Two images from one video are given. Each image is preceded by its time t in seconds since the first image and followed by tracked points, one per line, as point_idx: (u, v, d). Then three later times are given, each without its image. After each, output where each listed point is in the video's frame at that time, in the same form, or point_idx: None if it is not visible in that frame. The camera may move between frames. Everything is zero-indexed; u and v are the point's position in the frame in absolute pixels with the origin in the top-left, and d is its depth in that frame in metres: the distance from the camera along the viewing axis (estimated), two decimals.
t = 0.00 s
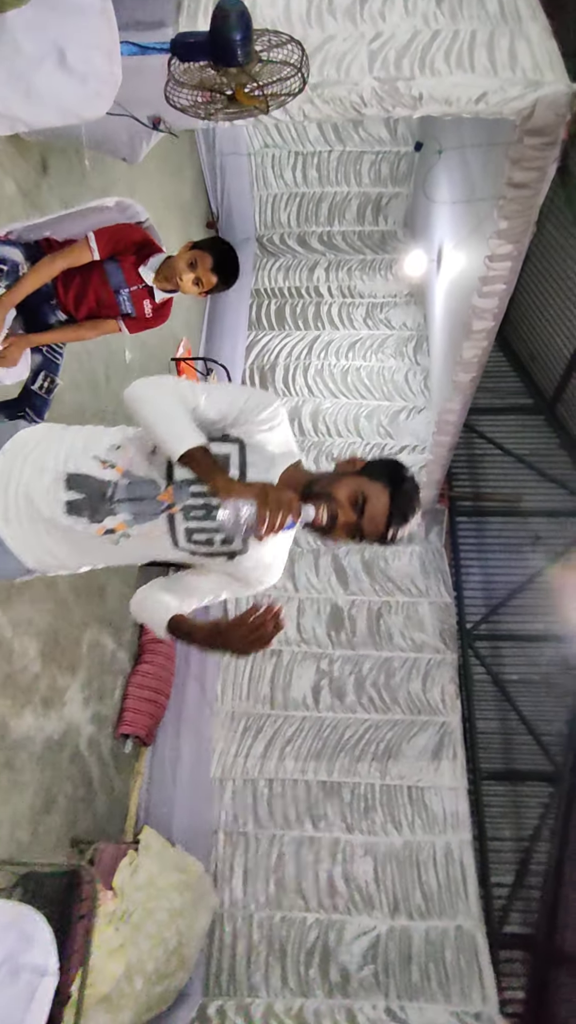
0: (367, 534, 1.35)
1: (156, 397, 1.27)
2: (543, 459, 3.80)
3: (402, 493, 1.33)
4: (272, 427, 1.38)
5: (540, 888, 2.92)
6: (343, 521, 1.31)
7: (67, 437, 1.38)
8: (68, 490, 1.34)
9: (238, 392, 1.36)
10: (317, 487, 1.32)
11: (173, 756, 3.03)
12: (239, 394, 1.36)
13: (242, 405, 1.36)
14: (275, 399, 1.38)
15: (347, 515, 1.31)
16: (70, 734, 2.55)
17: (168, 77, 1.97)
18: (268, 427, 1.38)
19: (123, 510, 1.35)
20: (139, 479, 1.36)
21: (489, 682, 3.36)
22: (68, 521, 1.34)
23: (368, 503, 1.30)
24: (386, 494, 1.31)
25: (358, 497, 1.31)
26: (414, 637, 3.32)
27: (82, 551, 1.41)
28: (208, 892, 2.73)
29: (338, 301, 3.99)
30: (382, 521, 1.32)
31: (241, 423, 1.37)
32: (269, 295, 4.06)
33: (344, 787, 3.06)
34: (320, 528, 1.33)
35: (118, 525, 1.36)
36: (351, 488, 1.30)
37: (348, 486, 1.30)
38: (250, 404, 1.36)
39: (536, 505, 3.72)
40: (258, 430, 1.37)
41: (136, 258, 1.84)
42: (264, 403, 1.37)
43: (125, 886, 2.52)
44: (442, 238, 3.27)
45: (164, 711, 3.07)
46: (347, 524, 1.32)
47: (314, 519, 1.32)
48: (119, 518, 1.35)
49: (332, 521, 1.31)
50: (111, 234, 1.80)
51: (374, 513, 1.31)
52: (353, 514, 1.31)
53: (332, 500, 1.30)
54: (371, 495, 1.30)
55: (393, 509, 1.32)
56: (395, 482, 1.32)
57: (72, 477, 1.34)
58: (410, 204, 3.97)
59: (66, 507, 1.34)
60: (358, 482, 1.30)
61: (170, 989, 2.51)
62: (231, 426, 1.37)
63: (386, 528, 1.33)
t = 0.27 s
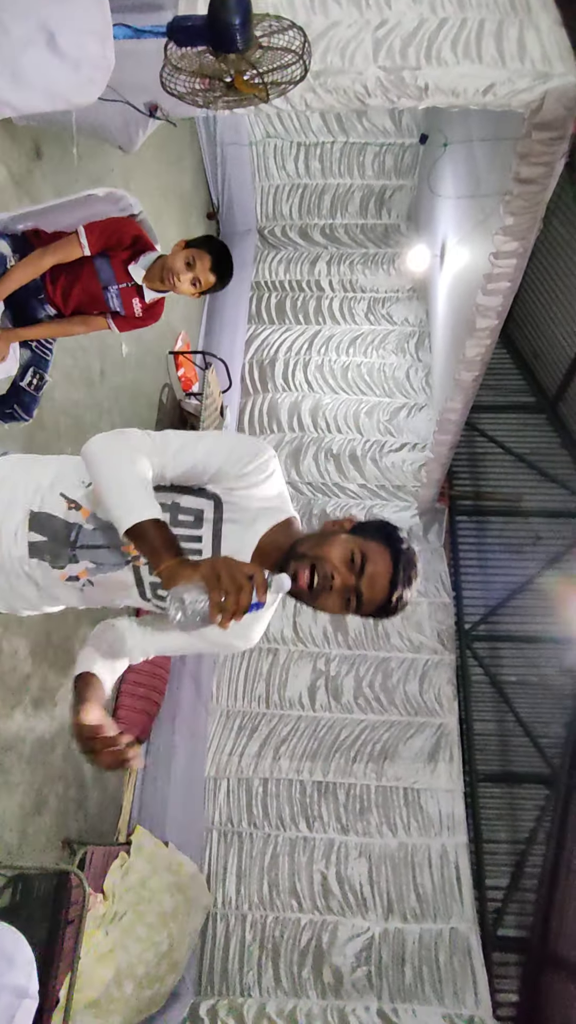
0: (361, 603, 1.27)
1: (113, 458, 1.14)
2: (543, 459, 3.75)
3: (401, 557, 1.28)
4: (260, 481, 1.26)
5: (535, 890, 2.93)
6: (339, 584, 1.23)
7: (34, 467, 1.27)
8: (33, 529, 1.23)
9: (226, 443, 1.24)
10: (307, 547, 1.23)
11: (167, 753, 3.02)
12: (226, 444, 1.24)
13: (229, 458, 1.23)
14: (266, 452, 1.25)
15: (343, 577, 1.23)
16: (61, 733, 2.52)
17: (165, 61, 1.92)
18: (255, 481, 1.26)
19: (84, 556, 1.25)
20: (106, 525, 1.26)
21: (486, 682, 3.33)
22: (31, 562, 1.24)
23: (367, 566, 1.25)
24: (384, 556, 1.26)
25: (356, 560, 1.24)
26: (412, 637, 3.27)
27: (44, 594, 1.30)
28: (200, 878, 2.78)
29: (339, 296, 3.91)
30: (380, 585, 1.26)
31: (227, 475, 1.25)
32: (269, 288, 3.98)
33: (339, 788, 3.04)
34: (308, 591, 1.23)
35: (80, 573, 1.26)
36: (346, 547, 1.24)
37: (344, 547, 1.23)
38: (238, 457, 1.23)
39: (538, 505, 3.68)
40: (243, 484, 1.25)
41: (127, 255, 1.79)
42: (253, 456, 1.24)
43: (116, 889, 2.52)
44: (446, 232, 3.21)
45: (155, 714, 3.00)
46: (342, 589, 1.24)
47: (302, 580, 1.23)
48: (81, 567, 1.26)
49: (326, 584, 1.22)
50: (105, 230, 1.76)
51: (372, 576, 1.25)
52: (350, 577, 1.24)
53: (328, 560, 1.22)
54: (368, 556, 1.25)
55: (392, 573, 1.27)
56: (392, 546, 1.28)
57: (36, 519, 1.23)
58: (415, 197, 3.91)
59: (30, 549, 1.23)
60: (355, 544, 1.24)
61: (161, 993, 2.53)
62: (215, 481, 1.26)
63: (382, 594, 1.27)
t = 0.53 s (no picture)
0: (360, 647, 1.19)
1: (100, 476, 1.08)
2: (547, 466, 3.73)
3: (401, 596, 1.23)
4: (259, 516, 1.23)
5: (543, 910, 2.85)
6: (335, 621, 1.15)
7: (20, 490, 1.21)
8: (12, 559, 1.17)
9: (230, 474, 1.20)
10: (302, 582, 1.17)
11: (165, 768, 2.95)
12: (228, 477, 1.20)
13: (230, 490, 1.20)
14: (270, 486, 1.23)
15: (339, 614, 1.15)
16: (57, 747, 2.47)
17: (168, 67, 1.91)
18: (256, 515, 1.23)
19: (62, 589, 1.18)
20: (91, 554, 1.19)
21: (491, 695, 3.27)
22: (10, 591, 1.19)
23: (365, 603, 1.19)
24: (383, 595, 1.21)
25: (353, 596, 1.18)
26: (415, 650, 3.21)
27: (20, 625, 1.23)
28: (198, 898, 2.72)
29: (342, 304, 3.91)
30: (380, 626, 1.19)
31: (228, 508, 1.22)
32: (272, 297, 3.98)
33: (341, 804, 2.97)
34: (300, 632, 1.14)
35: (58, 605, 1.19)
36: (342, 582, 1.18)
37: (340, 582, 1.17)
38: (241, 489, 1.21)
39: (545, 514, 3.64)
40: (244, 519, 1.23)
41: (123, 264, 1.79)
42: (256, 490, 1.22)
43: (109, 912, 2.41)
44: (449, 243, 3.21)
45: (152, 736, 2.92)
46: (338, 626, 1.15)
47: (295, 619, 1.14)
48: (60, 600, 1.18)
49: (318, 621, 1.14)
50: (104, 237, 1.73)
51: (371, 614, 1.19)
52: (346, 615, 1.16)
53: (324, 595, 1.15)
54: (368, 595, 1.20)
55: (392, 612, 1.21)
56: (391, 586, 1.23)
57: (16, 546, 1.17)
58: (417, 206, 3.93)
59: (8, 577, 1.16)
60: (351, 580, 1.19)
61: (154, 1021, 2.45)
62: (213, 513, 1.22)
63: (383, 634, 1.20)
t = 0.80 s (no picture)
0: (345, 618, 1.01)
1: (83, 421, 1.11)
2: (550, 483, 3.68)
3: (395, 564, 1.05)
4: (243, 483, 1.24)
5: (552, 937, 2.74)
6: (313, 590, 0.98)
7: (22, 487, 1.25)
8: None
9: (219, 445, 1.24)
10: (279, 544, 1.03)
11: (163, 790, 2.87)
12: (215, 445, 1.24)
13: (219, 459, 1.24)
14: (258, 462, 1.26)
15: (322, 575, 0.99)
16: (52, 764, 2.40)
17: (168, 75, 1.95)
18: (245, 490, 1.25)
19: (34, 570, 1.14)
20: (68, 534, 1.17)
21: (495, 713, 3.22)
22: None
23: (350, 565, 1.01)
24: (372, 557, 1.03)
25: (338, 557, 1.01)
26: (417, 667, 3.17)
27: None
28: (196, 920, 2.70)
29: (341, 324, 3.93)
30: (370, 593, 1.01)
31: (215, 480, 1.23)
32: (271, 316, 4.00)
33: (342, 826, 2.90)
34: (275, 599, 0.99)
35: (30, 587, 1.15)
36: (328, 543, 1.02)
37: (321, 541, 1.02)
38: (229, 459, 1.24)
39: (549, 531, 3.60)
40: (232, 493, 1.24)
41: (121, 267, 1.77)
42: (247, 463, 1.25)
43: (105, 934, 2.32)
44: (447, 259, 3.23)
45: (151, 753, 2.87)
46: (320, 595, 0.99)
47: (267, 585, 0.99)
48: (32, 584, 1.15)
49: (295, 594, 0.98)
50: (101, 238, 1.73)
51: (358, 579, 1.01)
52: (329, 580, 1.00)
53: (304, 557, 0.99)
54: (360, 559, 1.02)
55: (383, 577, 1.03)
56: (383, 549, 1.05)
57: None
58: (415, 228, 3.97)
59: None
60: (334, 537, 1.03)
61: None
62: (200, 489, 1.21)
63: (373, 609, 1.02)
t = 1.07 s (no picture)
0: (312, 542, 1.22)
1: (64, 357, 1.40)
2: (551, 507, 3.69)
3: (370, 488, 1.25)
4: (222, 428, 1.51)
5: (565, 971, 2.67)
6: (283, 516, 1.21)
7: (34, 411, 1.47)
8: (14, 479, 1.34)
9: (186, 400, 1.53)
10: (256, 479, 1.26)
11: (164, 820, 2.80)
12: (195, 399, 1.53)
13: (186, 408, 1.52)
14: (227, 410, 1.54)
15: (290, 504, 1.21)
16: (51, 790, 2.35)
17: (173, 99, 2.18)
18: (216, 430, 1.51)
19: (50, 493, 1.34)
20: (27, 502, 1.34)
21: (502, 740, 3.15)
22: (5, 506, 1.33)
23: (323, 490, 1.23)
24: (348, 482, 1.24)
25: (308, 484, 1.24)
26: (423, 692, 3.14)
27: None
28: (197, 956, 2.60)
29: (342, 354, 3.99)
30: (345, 513, 1.22)
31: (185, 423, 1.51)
32: (273, 347, 4.09)
33: (348, 855, 2.82)
34: (244, 526, 1.21)
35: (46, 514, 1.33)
36: (298, 476, 1.24)
37: (293, 473, 1.25)
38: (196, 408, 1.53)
39: (554, 555, 3.56)
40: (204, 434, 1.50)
41: (121, 274, 1.84)
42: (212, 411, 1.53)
43: (103, 966, 2.24)
44: (446, 284, 3.27)
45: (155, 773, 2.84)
46: (289, 522, 1.21)
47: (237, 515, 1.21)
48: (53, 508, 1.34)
49: (265, 519, 1.21)
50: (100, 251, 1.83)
51: (329, 503, 1.22)
52: (299, 506, 1.21)
53: (272, 487, 1.23)
54: (328, 488, 1.24)
55: (357, 498, 1.24)
56: (361, 474, 1.26)
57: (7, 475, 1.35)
58: (414, 259, 3.98)
59: None
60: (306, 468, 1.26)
61: None
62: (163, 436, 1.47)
63: (345, 530, 1.22)
